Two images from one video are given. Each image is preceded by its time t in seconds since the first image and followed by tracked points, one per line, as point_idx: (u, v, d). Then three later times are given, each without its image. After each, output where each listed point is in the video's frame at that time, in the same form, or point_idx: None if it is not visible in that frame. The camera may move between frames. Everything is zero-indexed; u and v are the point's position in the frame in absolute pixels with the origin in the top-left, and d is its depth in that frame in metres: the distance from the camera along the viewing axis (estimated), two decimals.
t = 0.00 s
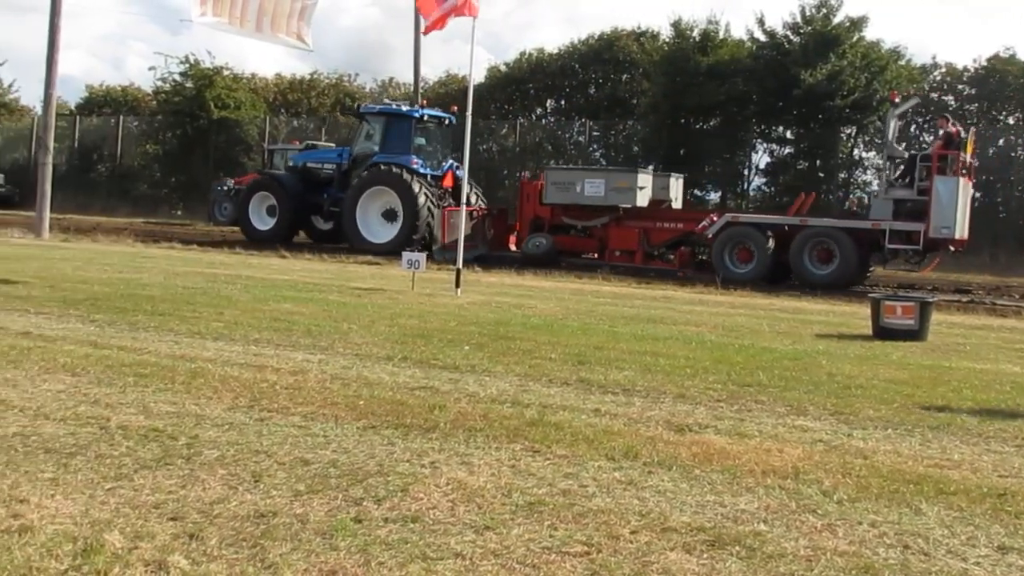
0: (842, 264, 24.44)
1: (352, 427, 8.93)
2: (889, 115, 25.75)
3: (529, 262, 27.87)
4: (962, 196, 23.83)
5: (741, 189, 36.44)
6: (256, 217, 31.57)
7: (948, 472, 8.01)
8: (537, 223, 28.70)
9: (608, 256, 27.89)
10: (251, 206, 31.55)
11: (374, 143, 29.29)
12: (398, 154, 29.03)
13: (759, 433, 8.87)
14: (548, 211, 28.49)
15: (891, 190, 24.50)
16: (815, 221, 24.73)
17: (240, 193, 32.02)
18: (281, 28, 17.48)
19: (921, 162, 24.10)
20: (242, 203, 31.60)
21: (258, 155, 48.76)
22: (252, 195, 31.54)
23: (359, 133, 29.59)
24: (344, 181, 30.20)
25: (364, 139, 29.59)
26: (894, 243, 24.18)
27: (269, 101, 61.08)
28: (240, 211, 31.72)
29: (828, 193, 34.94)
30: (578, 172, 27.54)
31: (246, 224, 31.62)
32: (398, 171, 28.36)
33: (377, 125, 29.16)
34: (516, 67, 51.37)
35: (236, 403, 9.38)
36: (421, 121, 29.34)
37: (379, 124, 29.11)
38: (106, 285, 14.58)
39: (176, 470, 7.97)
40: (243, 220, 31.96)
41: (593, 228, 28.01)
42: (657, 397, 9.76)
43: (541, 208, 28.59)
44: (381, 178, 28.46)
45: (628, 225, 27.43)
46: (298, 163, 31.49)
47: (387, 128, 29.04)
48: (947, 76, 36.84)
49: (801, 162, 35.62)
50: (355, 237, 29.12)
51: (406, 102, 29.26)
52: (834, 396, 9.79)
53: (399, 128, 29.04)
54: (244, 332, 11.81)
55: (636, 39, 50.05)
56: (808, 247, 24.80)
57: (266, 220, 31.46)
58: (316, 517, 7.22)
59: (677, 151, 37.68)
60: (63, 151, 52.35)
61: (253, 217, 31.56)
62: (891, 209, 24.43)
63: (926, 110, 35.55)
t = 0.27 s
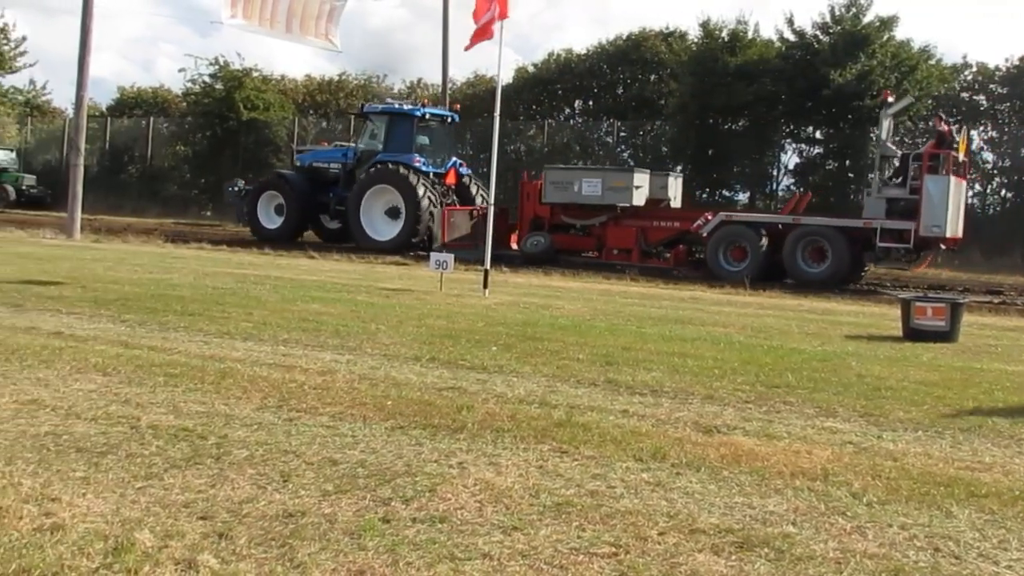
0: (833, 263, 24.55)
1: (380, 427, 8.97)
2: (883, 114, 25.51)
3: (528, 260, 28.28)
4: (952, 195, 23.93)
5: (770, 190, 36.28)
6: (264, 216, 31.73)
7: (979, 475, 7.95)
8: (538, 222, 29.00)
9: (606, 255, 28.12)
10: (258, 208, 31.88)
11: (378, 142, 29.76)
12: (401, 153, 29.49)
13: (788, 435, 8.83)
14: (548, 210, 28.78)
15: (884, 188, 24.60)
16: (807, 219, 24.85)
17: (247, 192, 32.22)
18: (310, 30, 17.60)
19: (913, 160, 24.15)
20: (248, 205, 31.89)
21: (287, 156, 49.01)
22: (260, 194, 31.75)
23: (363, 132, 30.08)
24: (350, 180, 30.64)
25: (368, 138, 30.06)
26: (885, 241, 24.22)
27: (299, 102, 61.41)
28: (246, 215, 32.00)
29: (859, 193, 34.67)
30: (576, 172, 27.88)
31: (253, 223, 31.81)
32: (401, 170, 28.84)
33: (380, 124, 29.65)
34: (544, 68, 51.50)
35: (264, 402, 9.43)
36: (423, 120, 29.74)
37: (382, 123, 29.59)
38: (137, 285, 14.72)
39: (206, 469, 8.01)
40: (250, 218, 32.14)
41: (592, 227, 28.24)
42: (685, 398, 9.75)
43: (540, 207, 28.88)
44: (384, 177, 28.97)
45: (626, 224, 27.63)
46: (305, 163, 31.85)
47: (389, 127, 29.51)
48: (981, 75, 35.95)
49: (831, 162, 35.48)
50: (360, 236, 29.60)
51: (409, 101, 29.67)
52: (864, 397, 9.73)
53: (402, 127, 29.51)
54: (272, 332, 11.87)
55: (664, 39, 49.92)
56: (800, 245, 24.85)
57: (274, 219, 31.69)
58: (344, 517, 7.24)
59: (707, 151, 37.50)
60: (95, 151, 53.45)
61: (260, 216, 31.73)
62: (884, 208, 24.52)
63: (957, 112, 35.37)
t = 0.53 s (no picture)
0: (825, 259, 25.02)
1: (406, 427, 8.99)
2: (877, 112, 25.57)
3: (526, 259, 28.78)
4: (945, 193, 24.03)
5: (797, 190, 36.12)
6: (269, 216, 32.09)
7: (1009, 478, 7.90)
8: (537, 221, 29.51)
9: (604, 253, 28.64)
10: (264, 208, 32.26)
11: (381, 142, 30.22)
12: (404, 154, 29.94)
13: (815, 437, 8.80)
14: (547, 208, 29.29)
15: (877, 187, 25.03)
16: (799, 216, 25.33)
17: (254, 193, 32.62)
18: (337, 31, 17.74)
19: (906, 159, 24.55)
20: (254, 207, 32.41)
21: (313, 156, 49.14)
22: (266, 194, 32.14)
23: (368, 133, 30.58)
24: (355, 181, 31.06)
25: (372, 138, 30.52)
26: (874, 238, 24.77)
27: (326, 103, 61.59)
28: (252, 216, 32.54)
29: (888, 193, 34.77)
30: (573, 172, 28.36)
31: (259, 222, 32.20)
32: (403, 170, 29.21)
33: (384, 125, 30.12)
34: (570, 69, 51.47)
35: (291, 403, 9.47)
36: (426, 121, 30.13)
37: (386, 124, 30.06)
38: (165, 286, 14.83)
39: (233, 468, 8.05)
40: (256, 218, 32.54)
41: (590, 227, 28.78)
42: (712, 399, 9.73)
43: (539, 207, 29.37)
44: (387, 177, 29.36)
45: (623, 222, 28.21)
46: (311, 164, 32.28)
47: (392, 128, 29.97)
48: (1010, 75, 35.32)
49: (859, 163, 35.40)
50: (363, 235, 29.97)
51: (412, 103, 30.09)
52: (892, 399, 9.70)
53: (405, 128, 29.93)
54: (299, 332, 11.92)
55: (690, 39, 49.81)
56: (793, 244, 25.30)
57: (279, 219, 32.04)
58: (370, 517, 7.26)
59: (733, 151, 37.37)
60: (124, 152, 53.79)
61: (266, 215, 32.09)
62: (877, 206, 24.99)
63: (986, 113, 34.89)
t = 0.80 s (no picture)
0: (817, 257, 25.68)
1: (431, 427, 9.01)
2: (868, 112, 26.16)
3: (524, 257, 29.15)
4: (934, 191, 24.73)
5: (823, 190, 35.97)
6: (275, 213, 32.60)
7: None
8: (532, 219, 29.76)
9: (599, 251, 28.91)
10: (271, 206, 32.80)
11: (383, 143, 30.44)
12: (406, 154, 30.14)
13: (841, 438, 8.76)
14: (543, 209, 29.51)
15: (867, 186, 25.63)
16: (790, 216, 25.89)
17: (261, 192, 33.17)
18: (361, 32, 17.82)
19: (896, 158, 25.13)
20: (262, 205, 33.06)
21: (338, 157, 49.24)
22: (273, 191, 32.68)
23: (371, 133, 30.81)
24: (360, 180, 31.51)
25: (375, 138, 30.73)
26: (864, 237, 25.38)
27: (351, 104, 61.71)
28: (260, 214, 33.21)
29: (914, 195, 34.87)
30: (568, 170, 28.42)
31: (266, 219, 32.76)
32: (404, 170, 29.55)
33: (387, 125, 30.31)
34: (596, 69, 51.32)
35: (317, 402, 9.51)
36: (429, 121, 30.32)
37: (388, 124, 30.26)
38: (192, 286, 14.93)
39: (259, 468, 8.09)
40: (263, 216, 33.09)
41: (586, 225, 29.14)
42: (737, 400, 9.71)
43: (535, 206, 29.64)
44: (389, 176, 29.73)
45: (618, 221, 28.57)
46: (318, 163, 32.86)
47: (395, 128, 30.17)
48: None
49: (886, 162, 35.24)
50: (364, 233, 30.49)
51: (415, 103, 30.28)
52: (919, 400, 9.65)
53: (407, 129, 30.14)
54: (325, 332, 11.96)
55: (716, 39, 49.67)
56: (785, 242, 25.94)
57: (285, 216, 32.56)
58: (396, 517, 7.28)
59: (758, 151, 37.20)
60: (151, 154, 53.98)
61: (272, 212, 32.62)
62: (867, 205, 25.63)
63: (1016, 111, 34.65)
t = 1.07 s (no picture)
0: (806, 254, 26.34)
1: (456, 427, 9.03)
2: (859, 111, 26.41)
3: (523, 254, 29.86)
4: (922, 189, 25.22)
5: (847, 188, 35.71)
6: (282, 213, 33.34)
7: None
8: (533, 218, 30.63)
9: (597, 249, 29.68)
10: (278, 206, 33.53)
11: (386, 143, 31.13)
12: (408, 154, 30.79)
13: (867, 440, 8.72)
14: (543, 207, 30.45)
15: (858, 184, 26.01)
16: (780, 214, 26.63)
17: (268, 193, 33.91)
18: (385, 30, 17.83)
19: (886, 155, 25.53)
20: (268, 206, 33.80)
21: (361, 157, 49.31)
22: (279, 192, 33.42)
23: (374, 134, 31.50)
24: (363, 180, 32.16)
25: (378, 139, 31.41)
26: (854, 234, 25.80)
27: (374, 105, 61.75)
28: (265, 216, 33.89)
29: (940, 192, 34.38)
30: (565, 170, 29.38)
31: (273, 219, 33.47)
32: (406, 170, 30.24)
33: (390, 126, 31.00)
34: (621, 69, 51.15)
35: (342, 402, 9.54)
36: (430, 122, 30.99)
37: (391, 125, 30.95)
38: (218, 286, 15.02)
39: (285, 467, 8.13)
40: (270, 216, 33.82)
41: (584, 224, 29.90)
42: (763, 401, 9.69)
43: (536, 204, 30.52)
44: (392, 176, 30.38)
45: (615, 220, 29.31)
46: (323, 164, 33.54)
47: (397, 129, 30.85)
48: None
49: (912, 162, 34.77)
50: (368, 232, 31.17)
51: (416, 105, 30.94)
52: (946, 402, 9.60)
53: (409, 129, 30.82)
54: (350, 333, 12.01)
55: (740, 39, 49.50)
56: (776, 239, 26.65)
57: (291, 216, 33.29)
58: (421, 517, 7.29)
59: (783, 150, 37.01)
60: (177, 155, 54.10)
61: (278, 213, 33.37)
62: (858, 202, 25.98)
63: None
